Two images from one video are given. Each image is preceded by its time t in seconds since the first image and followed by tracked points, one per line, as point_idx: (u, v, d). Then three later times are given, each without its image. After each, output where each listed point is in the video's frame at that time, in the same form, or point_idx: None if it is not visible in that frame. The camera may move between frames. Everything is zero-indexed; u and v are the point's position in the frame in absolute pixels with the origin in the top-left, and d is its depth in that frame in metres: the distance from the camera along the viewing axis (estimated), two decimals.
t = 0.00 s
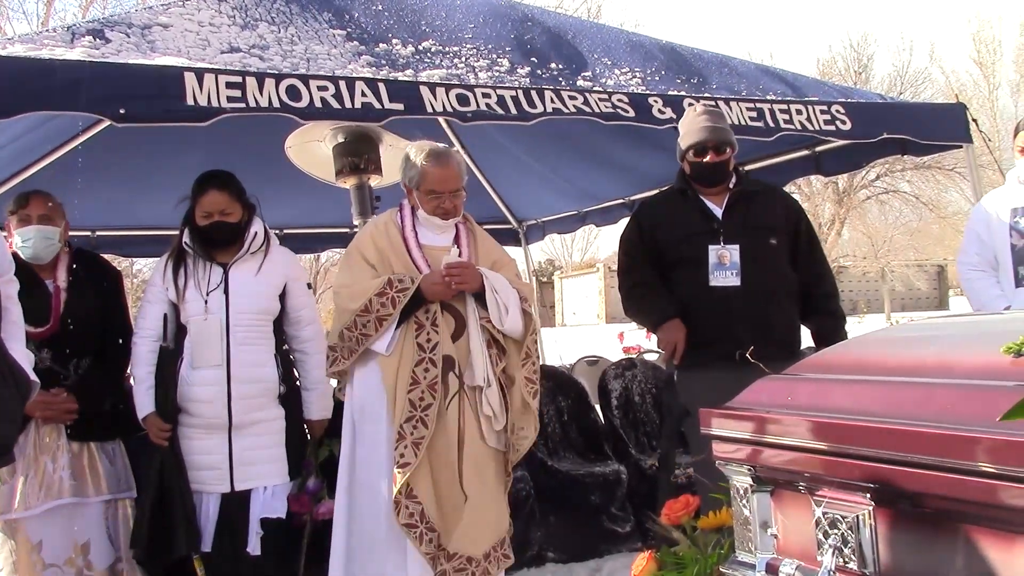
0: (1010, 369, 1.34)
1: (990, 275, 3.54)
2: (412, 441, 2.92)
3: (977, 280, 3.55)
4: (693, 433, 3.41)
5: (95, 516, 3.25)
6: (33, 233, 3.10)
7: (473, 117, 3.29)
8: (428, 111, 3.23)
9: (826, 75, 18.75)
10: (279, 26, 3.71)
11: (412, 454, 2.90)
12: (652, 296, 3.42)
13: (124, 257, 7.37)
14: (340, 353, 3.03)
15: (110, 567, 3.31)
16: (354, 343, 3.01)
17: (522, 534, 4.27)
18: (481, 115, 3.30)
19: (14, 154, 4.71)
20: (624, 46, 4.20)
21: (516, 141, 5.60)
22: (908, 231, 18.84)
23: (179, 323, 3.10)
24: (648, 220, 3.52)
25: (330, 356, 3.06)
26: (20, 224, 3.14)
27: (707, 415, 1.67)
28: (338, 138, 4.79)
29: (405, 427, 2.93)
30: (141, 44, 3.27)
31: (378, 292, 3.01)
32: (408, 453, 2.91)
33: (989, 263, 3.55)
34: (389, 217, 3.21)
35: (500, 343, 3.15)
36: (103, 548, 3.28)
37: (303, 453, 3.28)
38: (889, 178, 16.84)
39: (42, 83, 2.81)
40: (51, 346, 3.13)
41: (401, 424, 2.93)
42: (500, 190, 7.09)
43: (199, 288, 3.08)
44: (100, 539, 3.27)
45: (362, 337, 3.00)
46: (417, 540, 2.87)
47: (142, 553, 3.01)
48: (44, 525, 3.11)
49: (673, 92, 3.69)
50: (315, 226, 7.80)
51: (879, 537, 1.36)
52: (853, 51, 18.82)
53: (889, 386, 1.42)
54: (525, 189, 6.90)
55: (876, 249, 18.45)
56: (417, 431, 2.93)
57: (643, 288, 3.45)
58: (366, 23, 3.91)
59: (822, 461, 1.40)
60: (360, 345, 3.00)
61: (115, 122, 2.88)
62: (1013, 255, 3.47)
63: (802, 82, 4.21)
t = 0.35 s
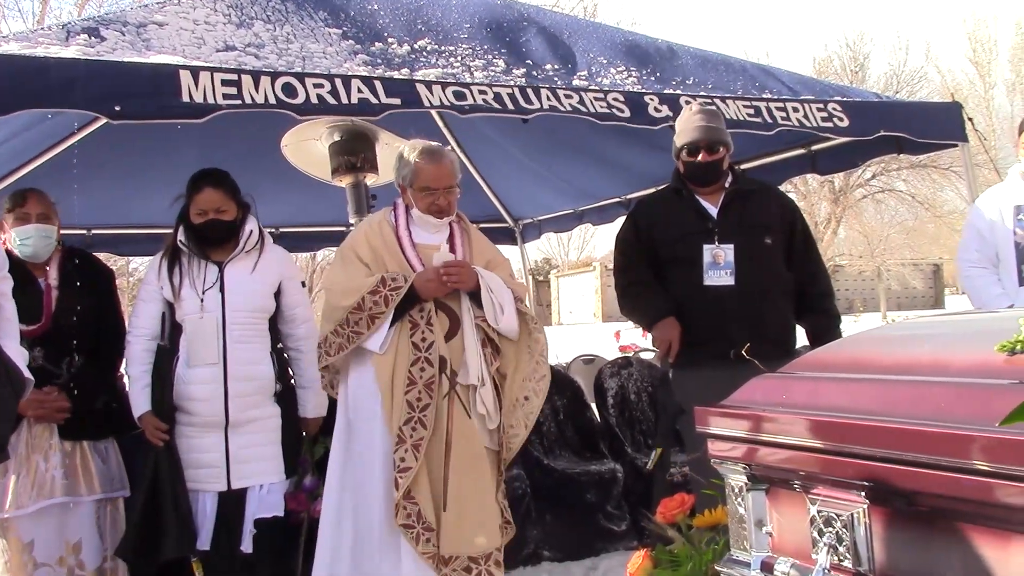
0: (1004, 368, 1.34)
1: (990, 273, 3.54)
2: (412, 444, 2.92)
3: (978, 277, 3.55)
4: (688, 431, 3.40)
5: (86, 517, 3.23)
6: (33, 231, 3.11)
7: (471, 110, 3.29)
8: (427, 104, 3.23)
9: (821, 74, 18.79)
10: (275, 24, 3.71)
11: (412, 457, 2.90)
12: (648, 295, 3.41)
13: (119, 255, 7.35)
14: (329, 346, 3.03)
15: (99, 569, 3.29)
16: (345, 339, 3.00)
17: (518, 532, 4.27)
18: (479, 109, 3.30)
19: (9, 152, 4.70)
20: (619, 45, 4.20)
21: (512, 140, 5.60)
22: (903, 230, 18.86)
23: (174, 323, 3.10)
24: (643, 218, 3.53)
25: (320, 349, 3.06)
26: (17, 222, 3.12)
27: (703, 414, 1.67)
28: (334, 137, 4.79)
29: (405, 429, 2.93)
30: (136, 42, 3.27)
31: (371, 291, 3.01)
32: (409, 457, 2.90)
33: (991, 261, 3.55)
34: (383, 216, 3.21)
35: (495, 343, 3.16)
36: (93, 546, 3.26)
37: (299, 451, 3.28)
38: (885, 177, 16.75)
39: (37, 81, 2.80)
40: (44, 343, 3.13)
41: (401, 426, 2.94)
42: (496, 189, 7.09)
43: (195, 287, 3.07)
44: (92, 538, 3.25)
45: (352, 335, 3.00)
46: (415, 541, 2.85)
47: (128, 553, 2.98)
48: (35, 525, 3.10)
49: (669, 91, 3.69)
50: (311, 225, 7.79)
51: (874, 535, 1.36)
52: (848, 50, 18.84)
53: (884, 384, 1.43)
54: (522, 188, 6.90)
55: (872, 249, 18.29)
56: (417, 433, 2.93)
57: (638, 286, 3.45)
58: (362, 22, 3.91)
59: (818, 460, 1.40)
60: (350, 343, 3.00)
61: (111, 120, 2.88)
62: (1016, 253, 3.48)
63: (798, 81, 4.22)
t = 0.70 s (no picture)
0: (1000, 366, 1.35)
1: (1000, 267, 3.53)
2: (412, 438, 2.93)
3: (986, 272, 3.54)
4: (686, 429, 3.40)
5: (79, 513, 3.24)
6: (28, 229, 3.11)
7: (462, 121, 3.30)
8: (418, 112, 3.24)
9: (819, 72, 18.79)
10: (272, 21, 3.70)
11: (412, 452, 2.92)
12: (644, 292, 3.42)
13: (117, 252, 7.34)
14: (328, 346, 3.02)
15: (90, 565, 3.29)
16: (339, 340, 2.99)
17: (515, 529, 4.26)
18: (470, 119, 3.30)
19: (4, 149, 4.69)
20: (617, 43, 4.20)
21: (510, 137, 5.59)
22: (900, 228, 18.88)
23: (171, 321, 3.09)
24: (640, 215, 3.52)
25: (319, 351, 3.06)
26: (10, 219, 3.12)
27: (700, 412, 1.67)
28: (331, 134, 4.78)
29: (405, 424, 2.95)
30: (133, 39, 3.26)
31: (368, 286, 3.01)
32: (409, 452, 2.92)
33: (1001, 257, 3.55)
34: (378, 216, 3.21)
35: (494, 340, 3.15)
36: (86, 544, 3.28)
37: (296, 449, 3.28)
38: (881, 175, 17.00)
39: (33, 78, 2.79)
40: (34, 341, 3.13)
41: (400, 421, 2.95)
42: (494, 186, 7.08)
43: (193, 284, 3.07)
44: (84, 535, 3.26)
45: (351, 332, 2.99)
46: (400, 535, 2.89)
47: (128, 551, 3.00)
48: (28, 523, 3.08)
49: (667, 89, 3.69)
50: (308, 222, 7.79)
51: (870, 533, 1.37)
52: (846, 48, 18.84)
53: (880, 382, 1.43)
54: (519, 185, 6.90)
55: (869, 248, 18.34)
56: (417, 426, 2.95)
57: (634, 283, 3.45)
58: (359, 19, 3.90)
59: (814, 458, 1.41)
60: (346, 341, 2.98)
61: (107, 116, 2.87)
62: None
63: (796, 79, 4.21)
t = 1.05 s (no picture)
0: (998, 366, 1.35)
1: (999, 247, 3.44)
2: (414, 435, 2.94)
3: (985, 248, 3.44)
4: (684, 428, 3.39)
5: (76, 511, 3.27)
6: (24, 227, 3.12)
7: (460, 122, 3.30)
8: (417, 112, 3.23)
9: (818, 72, 18.80)
10: (271, 20, 3.70)
11: (415, 449, 2.92)
12: (642, 290, 3.42)
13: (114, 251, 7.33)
14: (330, 344, 3.01)
15: (88, 564, 3.33)
16: (345, 336, 2.99)
17: (513, 528, 4.26)
18: (468, 119, 3.31)
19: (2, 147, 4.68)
20: (616, 41, 4.20)
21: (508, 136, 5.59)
22: (898, 227, 18.89)
23: (171, 319, 3.08)
24: (638, 214, 3.52)
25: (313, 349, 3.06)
26: (6, 218, 3.13)
27: (699, 410, 1.68)
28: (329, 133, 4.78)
29: (406, 420, 2.95)
30: (132, 37, 3.26)
31: (368, 283, 3.01)
32: (411, 448, 2.93)
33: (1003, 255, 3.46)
34: (378, 214, 3.21)
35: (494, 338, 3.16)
36: (84, 545, 3.31)
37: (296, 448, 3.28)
38: (880, 175, 16.88)
39: (32, 77, 2.79)
40: (29, 338, 3.12)
41: (402, 418, 2.96)
42: (492, 185, 7.08)
43: (193, 282, 3.07)
44: (80, 533, 3.28)
45: (353, 330, 2.99)
46: (403, 532, 2.91)
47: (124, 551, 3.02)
48: (23, 521, 3.06)
49: (665, 88, 3.69)
50: (306, 220, 7.78)
51: (869, 531, 1.37)
52: (845, 47, 18.85)
53: (879, 381, 1.43)
54: (517, 184, 6.90)
55: (867, 247, 18.36)
56: (418, 423, 2.95)
57: (632, 282, 3.45)
58: (357, 18, 3.90)
59: (812, 457, 1.41)
60: (351, 338, 2.99)
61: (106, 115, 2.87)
62: None
63: (794, 78, 4.22)
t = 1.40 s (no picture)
0: (996, 361, 1.35)
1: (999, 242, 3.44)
2: (410, 435, 2.93)
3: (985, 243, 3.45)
4: (683, 426, 3.40)
5: (77, 514, 3.24)
6: (26, 232, 3.12)
7: (457, 122, 3.30)
8: (414, 112, 3.23)
9: (813, 69, 18.82)
10: (267, 21, 3.70)
11: (410, 448, 2.91)
12: (640, 290, 3.42)
13: (113, 254, 7.33)
14: (333, 353, 3.05)
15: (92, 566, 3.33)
16: (346, 339, 3.01)
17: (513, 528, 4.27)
18: (465, 118, 3.31)
19: None
20: (612, 40, 4.21)
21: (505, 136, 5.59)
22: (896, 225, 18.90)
23: (172, 321, 3.08)
24: (635, 213, 3.53)
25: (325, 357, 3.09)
26: (7, 222, 3.12)
27: (697, 408, 1.68)
28: (326, 134, 4.78)
29: (402, 420, 2.94)
30: (128, 40, 3.26)
31: (367, 286, 3.01)
32: (407, 448, 2.92)
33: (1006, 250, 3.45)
34: (378, 215, 3.21)
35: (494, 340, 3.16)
36: (85, 548, 3.28)
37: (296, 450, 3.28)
38: (876, 172, 17.17)
39: (27, 81, 2.79)
40: (30, 342, 3.12)
41: (398, 418, 2.95)
42: (489, 185, 7.08)
43: (193, 285, 3.07)
44: (82, 537, 3.27)
45: (354, 332, 3.00)
46: (397, 533, 2.88)
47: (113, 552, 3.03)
48: (24, 525, 3.07)
49: (662, 87, 3.70)
50: (304, 222, 7.78)
51: (867, 527, 1.38)
52: (840, 45, 18.87)
53: (877, 378, 1.44)
54: (515, 184, 6.90)
55: (864, 244, 18.38)
56: (414, 424, 2.95)
57: (630, 282, 3.46)
58: (353, 19, 3.89)
59: (811, 454, 1.41)
60: (352, 341, 3.00)
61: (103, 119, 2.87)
62: None
63: (790, 76, 4.22)
